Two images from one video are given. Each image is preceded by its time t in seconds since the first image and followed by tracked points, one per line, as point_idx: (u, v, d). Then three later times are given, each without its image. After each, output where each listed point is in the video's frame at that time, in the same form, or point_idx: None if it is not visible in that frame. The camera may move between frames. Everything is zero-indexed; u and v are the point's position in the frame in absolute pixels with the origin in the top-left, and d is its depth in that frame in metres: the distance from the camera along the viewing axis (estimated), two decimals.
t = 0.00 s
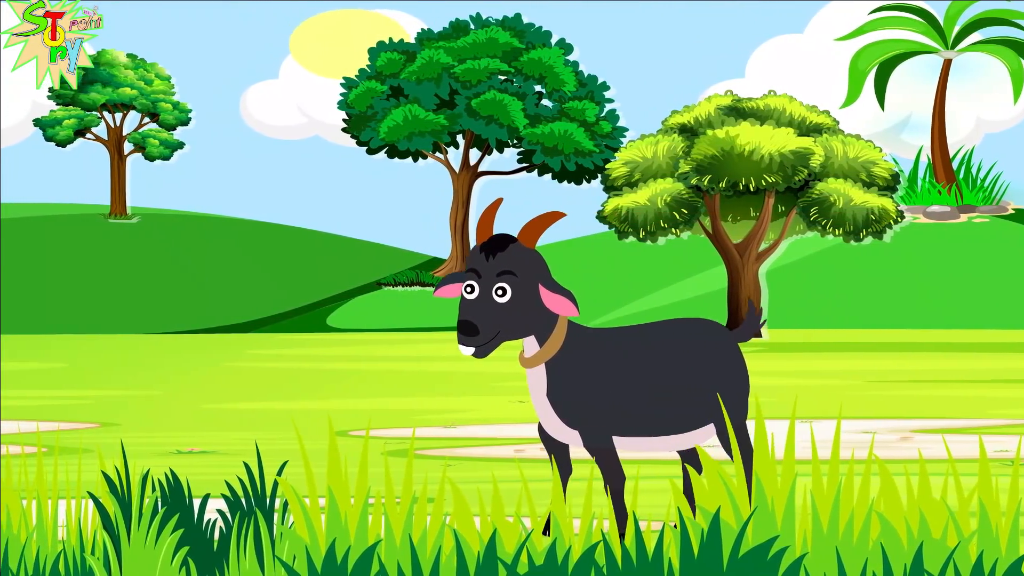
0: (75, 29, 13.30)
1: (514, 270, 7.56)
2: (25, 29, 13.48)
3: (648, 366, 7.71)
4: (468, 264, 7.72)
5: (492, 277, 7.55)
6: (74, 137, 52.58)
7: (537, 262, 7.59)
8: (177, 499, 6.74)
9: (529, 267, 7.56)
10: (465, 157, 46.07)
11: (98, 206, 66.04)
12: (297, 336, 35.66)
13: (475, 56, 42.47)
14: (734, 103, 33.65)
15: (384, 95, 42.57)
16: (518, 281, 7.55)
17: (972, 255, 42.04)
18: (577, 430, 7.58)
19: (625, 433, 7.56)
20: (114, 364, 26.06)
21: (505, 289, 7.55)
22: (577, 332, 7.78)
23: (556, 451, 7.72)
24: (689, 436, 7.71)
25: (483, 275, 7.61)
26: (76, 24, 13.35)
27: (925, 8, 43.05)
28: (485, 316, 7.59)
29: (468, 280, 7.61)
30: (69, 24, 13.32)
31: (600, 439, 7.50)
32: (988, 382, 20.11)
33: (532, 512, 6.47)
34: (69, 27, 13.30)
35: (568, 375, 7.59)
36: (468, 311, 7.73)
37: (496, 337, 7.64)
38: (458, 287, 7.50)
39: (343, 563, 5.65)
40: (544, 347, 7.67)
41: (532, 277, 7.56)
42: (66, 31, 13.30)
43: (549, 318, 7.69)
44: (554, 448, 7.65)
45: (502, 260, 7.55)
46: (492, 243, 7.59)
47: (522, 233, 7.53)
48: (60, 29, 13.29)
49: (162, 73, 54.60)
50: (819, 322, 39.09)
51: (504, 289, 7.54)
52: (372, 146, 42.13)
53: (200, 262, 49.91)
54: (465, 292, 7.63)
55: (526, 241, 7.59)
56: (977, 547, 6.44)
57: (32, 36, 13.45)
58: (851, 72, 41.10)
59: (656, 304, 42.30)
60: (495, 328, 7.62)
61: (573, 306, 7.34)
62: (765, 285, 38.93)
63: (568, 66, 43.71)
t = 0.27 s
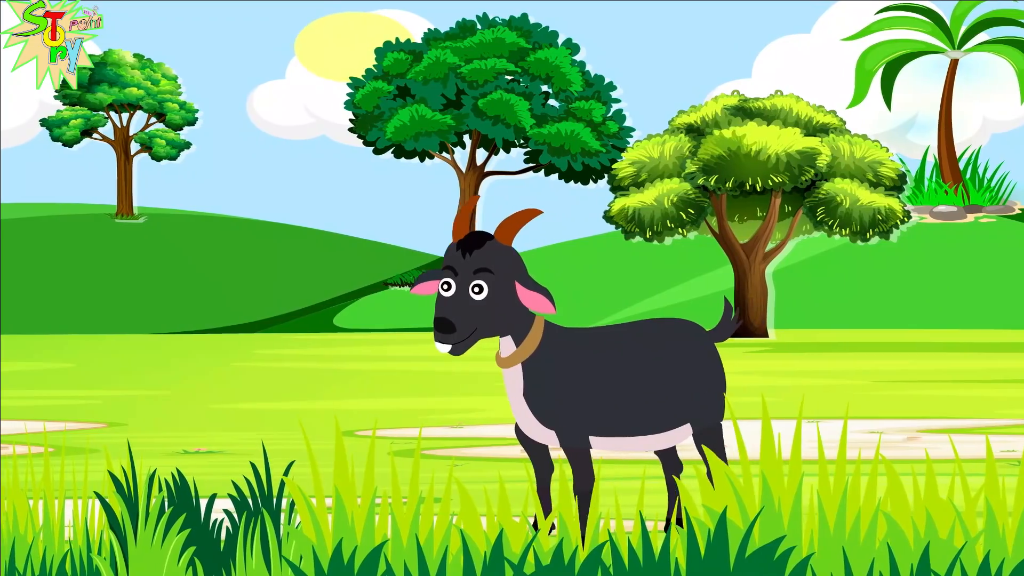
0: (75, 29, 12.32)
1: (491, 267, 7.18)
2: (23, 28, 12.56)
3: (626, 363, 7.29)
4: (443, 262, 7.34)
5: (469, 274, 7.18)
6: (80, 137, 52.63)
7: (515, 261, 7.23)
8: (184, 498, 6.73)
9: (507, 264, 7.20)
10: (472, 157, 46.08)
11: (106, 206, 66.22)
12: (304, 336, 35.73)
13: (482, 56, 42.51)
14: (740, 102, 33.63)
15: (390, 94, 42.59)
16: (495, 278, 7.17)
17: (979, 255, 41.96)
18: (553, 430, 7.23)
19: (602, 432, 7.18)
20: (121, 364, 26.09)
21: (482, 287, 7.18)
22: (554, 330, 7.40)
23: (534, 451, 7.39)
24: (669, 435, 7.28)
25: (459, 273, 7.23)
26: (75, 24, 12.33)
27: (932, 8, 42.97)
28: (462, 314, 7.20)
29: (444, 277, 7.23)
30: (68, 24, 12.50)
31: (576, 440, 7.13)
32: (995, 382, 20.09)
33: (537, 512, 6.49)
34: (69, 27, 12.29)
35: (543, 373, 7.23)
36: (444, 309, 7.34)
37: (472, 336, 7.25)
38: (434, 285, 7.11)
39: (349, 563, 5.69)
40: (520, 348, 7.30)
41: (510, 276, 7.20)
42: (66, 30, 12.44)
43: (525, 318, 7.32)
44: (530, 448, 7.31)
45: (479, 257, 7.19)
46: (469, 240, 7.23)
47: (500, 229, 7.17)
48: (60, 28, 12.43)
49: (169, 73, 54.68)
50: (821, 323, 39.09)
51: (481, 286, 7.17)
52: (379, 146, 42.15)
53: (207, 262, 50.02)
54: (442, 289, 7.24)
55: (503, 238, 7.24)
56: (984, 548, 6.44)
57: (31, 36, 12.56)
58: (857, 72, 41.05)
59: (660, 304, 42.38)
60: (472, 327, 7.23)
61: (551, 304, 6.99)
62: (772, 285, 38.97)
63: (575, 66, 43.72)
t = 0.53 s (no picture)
0: (74, 30, 12.55)
1: (469, 268, 7.25)
2: (23, 29, 12.82)
3: (604, 363, 7.34)
4: (420, 263, 7.37)
5: (446, 276, 7.23)
6: (87, 136, 52.72)
7: (490, 261, 7.30)
8: (190, 499, 6.79)
9: (483, 266, 7.27)
10: (478, 157, 46.09)
11: (112, 206, 66.34)
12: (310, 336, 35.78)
13: (489, 56, 42.52)
14: (747, 102, 33.60)
15: (397, 94, 42.62)
16: (471, 281, 7.24)
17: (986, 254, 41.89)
18: (529, 429, 7.24)
19: (580, 432, 7.20)
20: (129, 364, 26.17)
21: (459, 288, 7.23)
22: (530, 330, 7.43)
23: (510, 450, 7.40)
24: (645, 436, 7.34)
25: (436, 274, 7.27)
26: (75, 24, 12.53)
27: (939, 8, 42.90)
28: (438, 315, 7.26)
29: (420, 279, 7.27)
30: (68, 23, 12.66)
31: (554, 440, 7.16)
32: (1002, 382, 20.07)
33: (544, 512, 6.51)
34: (70, 27, 12.48)
35: (520, 373, 7.25)
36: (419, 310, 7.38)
37: (449, 337, 7.32)
38: (411, 286, 7.14)
39: (357, 563, 5.71)
40: (497, 348, 7.33)
41: (487, 277, 7.27)
42: (66, 31, 12.64)
43: (502, 318, 7.35)
44: (505, 447, 7.32)
45: (456, 259, 7.23)
46: (446, 241, 7.27)
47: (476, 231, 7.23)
48: (59, 28, 12.63)
49: (176, 73, 54.76)
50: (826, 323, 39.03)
51: (458, 288, 7.22)
52: (385, 146, 42.16)
53: (213, 262, 50.07)
54: (418, 291, 7.27)
55: (479, 239, 7.28)
56: (990, 547, 6.45)
57: (30, 36, 12.90)
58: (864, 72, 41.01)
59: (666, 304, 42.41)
60: (449, 328, 7.30)
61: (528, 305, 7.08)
62: (778, 286, 38.96)
63: (581, 66, 43.72)
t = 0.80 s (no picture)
0: (75, 31, 12.82)
1: (445, 270, 7.18)
2: (24, 28, 13.28)
3: (580, 362, 7.25)
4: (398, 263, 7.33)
5: (422, 277, 7.17)
6: (94, 136, 52.85)
7: (467, 262, 7.23)
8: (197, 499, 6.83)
9: (460, 266, 7.20)
10: (485, 157, 46.14)
11: (119, 206, 66.49)
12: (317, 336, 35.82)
13: (495, 56, 42.56)
14: (754, 102, 33.60)
15: (404, 94, 42.67)
16: (448, 282, 7.17)
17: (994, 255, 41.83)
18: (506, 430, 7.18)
19: (556, 432, 7.12)
20: (136, 364, 26.23)
21: (435, 289, 7.17)
22: (508, 331, 7.38)
23: (488, 452, 7.34)
24: (620, 436, 7.21)
25: (412, 275, 7.22)
26: (75, 24, 12.82)
27: (946, 8, 42.85)
28: (414, 316, 7.21)
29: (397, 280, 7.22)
30: (68, 24, 12.89)
31: (528, 439, 7.09)
32: (1009, 382, 20.06)
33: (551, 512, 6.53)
34: (70, 27, 12.81)
35: (495, 372, 7.19)
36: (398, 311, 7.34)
37: (426, 338, 7.25)
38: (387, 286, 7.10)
39: (364, 563, 5.74)
40: (474, 348, 7.28)
41: (464, 278, 7.21)
42: (66, 32, 12.87)
43: (479, 319, 7.29)
44: (482, 448, 7.26)
45: (432, 260, 7.17)
46: (422, 242, 7.20)
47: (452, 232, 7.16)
48: (60, 29, 12.89)
49: (183, 73, 54.89)
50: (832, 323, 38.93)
51: (434, 289, 7.16)
52: (392, 146, 42.21)
53: (220, 262, 50.13)
54: (395, 292, 7.24)
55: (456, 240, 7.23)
56: (997, 548, 6.45)
57: (31, 37, 13.33)
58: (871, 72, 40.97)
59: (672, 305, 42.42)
60: (425, 329, 7.23)
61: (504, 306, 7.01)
62: (785, 285, 38.95)
63: (588, 66, 43.75)
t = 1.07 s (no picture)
0: (75, 29, 13.24)
1: (422, 268, 7.29)
2: (24, 28, 13.69)
3: (555, 362, 7.35)
4: (375, 262, 7.43)
5: (398, 276, 7.27)
6: (100, 137, 52.97)
7: (443, 260, 7.34)
8: (204, 499, 6.85)
9: (436, 265, 7.31)
10: (492, 158, 46.16)
11: (126, 206, 66.59)
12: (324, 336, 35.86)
13: (502, 56, 42.58)
14: (760, 103, 33.57)
15: (410, 94, 42.70)
16: (424, 280, 7.28)
17: (1001, 255, 41.76)
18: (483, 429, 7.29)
19: (531, 432, 7.22)
20: (143, 364, 26.27)
21: (412, 288, 7.28)
22: (484, 331, 7.49)
23: (466, 451, 7.44)
24: (596, 436, 7.31)
25: (389, 273, 7.32)
26: (75, 24, 13.16)
27: (952, 8, 42.78)
28: (391, 314, 7.31)
29: (374, 278, 7.32)
30: (68, 23, 13.24)
31: (505, 440, 7.21)
32: (1015, 382, 20.02)
33: (559, 512, 6.53)
34: (70, 27, 13.16)
35: (472, 373, 7.29)
36: (374, 310, 7.44)
37: (402, 337, 7.34)
38: (365, 285, 7.20)
39: (370, 563, 5.77)
40: (450, 348, 7.39)
41: (440, 277, 7.32)
42: (66, 31, 13.18)
43: (455, 319, 7.40)
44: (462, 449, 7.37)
45: (408, 259, 7.27)
46: (398, 241, 7.31)
47: (429, 231, 7.27)
48: (60, 29, 13.28)
49: (189, 73, 54.98)
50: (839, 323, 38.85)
51: (410, 287, 7.26)
52: (398, 146, 42.26)
53: (227, 262, 50.19)
54: (372, 290, 7.33)
55: (432, 239, 7.33)
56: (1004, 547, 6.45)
57: (31, 36, 13.73)
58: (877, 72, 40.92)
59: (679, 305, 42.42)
60: (402, 328, 7.33)
61: (482, 307, 7.12)
62: (791, 286, 38.93)
63: (595, 66, 43.76)
